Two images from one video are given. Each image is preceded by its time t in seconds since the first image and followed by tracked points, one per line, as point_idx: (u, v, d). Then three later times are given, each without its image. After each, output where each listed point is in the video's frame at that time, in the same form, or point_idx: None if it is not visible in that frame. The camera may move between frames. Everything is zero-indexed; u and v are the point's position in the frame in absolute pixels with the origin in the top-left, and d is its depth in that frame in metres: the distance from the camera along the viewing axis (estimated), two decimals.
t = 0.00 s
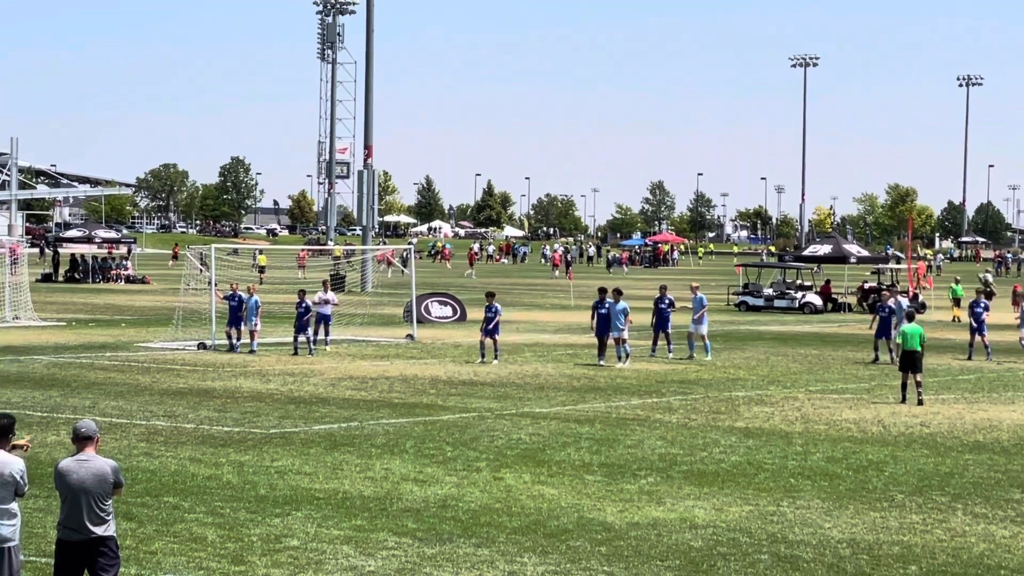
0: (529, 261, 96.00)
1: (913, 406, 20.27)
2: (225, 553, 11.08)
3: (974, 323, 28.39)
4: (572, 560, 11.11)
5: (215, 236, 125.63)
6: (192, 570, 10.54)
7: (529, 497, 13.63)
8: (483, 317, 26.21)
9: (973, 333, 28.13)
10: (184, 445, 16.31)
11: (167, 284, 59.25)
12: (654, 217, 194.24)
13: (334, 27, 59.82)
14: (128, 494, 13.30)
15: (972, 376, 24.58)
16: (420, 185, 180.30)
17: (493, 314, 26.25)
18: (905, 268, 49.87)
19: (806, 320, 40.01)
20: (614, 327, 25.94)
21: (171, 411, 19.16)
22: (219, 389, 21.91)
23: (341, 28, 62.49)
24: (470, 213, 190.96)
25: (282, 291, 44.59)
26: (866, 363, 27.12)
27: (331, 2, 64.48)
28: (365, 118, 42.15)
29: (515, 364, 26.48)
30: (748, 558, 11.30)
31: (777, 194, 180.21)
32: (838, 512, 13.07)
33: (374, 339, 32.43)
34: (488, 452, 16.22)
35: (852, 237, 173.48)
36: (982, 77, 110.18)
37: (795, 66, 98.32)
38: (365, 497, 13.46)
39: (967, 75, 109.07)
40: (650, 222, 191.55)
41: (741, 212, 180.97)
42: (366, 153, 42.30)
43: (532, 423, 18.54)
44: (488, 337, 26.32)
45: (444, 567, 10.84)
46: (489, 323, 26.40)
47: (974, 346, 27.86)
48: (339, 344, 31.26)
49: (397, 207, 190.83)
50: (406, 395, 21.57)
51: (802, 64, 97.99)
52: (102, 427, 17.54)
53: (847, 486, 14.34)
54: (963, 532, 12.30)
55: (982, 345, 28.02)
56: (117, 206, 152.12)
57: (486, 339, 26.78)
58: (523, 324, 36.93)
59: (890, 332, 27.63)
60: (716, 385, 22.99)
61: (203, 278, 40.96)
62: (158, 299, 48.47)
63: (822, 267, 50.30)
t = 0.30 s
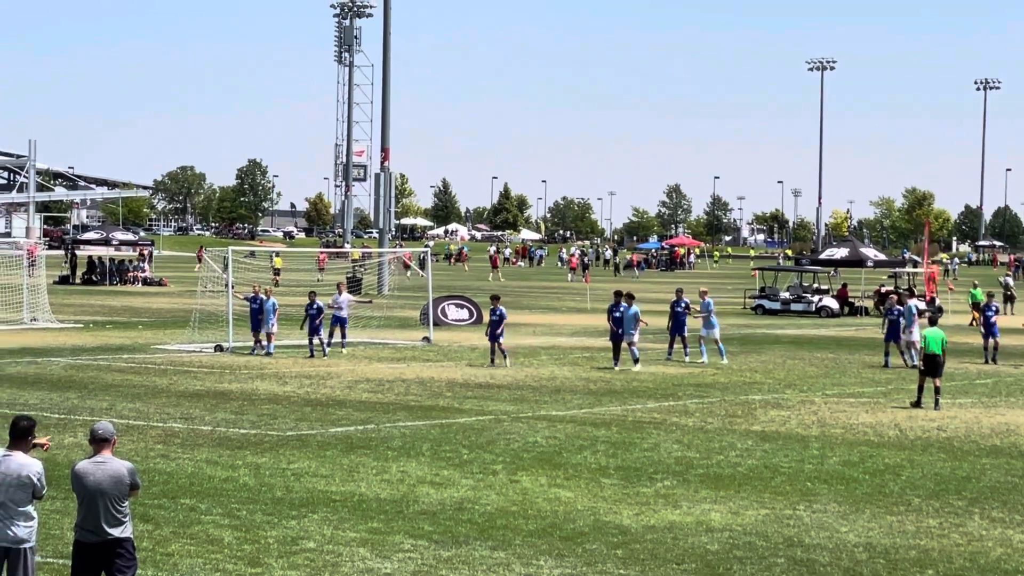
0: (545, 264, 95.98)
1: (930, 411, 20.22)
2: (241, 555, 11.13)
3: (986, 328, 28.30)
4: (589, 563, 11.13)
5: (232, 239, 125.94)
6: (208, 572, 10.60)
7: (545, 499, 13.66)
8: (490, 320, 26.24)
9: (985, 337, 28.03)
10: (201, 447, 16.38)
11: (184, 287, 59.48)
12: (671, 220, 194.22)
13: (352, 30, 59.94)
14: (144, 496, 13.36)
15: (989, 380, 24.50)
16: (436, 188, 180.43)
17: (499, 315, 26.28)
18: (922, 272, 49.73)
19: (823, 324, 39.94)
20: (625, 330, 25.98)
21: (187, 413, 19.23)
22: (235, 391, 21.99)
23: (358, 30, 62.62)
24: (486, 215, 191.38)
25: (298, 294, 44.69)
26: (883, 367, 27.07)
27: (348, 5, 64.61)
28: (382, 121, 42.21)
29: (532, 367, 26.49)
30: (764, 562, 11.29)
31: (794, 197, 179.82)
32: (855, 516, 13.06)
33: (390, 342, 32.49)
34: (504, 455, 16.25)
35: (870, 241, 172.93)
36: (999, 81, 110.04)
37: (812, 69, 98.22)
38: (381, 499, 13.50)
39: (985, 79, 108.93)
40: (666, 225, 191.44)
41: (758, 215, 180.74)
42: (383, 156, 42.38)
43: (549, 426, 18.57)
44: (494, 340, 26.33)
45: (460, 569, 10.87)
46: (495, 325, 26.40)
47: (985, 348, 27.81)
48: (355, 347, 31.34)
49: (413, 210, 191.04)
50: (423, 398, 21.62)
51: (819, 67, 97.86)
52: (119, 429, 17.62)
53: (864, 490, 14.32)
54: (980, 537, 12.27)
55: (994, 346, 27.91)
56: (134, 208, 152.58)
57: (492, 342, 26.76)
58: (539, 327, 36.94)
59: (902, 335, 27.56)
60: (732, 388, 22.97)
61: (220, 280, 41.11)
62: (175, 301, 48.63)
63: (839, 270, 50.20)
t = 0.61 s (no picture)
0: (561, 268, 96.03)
1: (947, 415, 20.18)
2: (258, 559, 11.19)
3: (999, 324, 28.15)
4: (605, 567, 11.15)
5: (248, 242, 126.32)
6: None
7: (562, 503, 13.68)
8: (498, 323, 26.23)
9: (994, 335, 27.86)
10: (217, 451, 16.45)
11: (200, 290, 59.66)
12: (687, 224, 194.18)
13: (368, 33, 60.07)
14: (161, 499, 13.43)
15: (1006, 384, 24.45)
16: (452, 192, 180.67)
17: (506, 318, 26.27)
18: (938, 276, 49.64)
19: (839, 328, 39.88)
20: (633, 336, 25.90)
21: (203, 416, 19.31)
22: (251, 395, 22.07)
23: (374, 34, 62.75)
24: (502, 219, 191.60)
25: (315, 297, 44.81)
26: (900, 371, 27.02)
27: (364, 9, 64.74)
28: (398, 124, 42.30)
29: (548, 371, 26.51)
30: (781, 566, 11.30)
31: (810, 201, 179.43)
32: (871, 520, 13.05)
33: (406, 346, 32.57)
34: (520, 458, 16.29)
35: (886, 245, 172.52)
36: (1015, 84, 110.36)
37: (827, 73, 98.25)
38: (397, 503, 13.55)
39: (1002, 83, 109.07)
40: (682, 228, 191.38)
41: (774, 219, 180.57)
42: (399, 160, 42.48)
43: (565, 430, 18.59)
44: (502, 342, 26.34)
45: (476, 573, 10.91)
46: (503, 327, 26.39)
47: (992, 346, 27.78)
48: (372, 351, 31.43)
49: (429, 214, 191.26)
50: (438, 401, 21.69)
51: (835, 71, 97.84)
52: (136, 432, 17.70)
53: (880, 494, 14.32)
54: (997, 541, 12.26)
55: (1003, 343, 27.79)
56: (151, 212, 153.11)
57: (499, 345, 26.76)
58: (555, 331, 36.98)
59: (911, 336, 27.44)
60: (748, 392, 22.96)
61: (236, 284, 41.24)
62: (191, 304, 48.78)
63: (855, 273, 50.11)
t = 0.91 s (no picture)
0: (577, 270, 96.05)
1: (965, 417, 20.10)
2: (273, 561, 11.22)
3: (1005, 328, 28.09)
4: (621, 570, 11.16)
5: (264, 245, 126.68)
6: None
7: (578, 506, 13.69)
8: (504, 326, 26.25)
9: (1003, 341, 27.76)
10: (233, 453, 16.52)
11: (216, 293, 59.83)
12: (703, 226, 193.99)
13: (384, 36, 60.16)
14: (177, 502, 13.48)
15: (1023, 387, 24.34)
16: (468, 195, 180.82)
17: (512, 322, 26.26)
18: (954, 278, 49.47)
19: (855, 330, 39.79)
20: (637, 341, 25.94)
21: (219, 419, 19.38)
22: (267, 398, 22.14)
23: (389, 36, 62.83)
24: (518, 221, 191.73)
25: (331, 299, 44.92)
26: (917, 373, 26.95)
27: (380, 12, 64.85)
28: (414, 127, 42.36)
29: (565, 373, 26.51)
30: (798, 568, 11.30)
31: (826, 203, 178.99)
32: (888, 523, 13.03)
33: (422, 348, 32.62)
34: (536, 461, 16.30)
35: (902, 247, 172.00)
36: None
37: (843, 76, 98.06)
38: (413, 505, 13.57)
39: (1019, 86, 108.66)
40: (698, 231, 191.20)
41: (791, 221, 180.29)
42: (416, 162, 42.56)
43: (581, 432, 18.59)
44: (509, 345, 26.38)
45: None
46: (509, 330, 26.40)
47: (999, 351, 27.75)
48: (386, 353, 31.46)
49: (445, 217, 191.49)
50: (454, 403, 21.72)
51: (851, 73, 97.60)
52: (152, 435, 17.77)
53: (897, 497, 14.28)
54: (1014, 543, 12.23)
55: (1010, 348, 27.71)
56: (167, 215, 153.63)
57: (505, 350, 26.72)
58: (570, 333, 36.99)
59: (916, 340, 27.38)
60: (766, 394, 22.91)
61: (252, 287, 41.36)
62: (207, 307, 48.92)
63: (871, 276, 49.98)
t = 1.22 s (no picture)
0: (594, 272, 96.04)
1: (982, 419, 20.07)
2: (291, 564, 11.29)
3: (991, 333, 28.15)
4: (638, 572, 11.20)
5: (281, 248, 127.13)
6: None
7: (595, 508, 13.72)
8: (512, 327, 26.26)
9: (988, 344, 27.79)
10: (251, 456, 16.60)
11: (233, 296, 60.05)
12: (720, 229, 193.70)
13: (401, 39, 60.30)
14: (195, 505, 13.56)
15: None
16: (485, 198, 180.98)
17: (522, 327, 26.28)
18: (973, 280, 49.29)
19: (873, 332, 39.70)
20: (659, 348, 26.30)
21: (237, 422, 19.48)
22: (284, 400, 22.23)
23: (406, 39, 62.97)
24: (535, 223, 191.77)
25: (348, 302, 45.05)
26: (935, 374, 26.90)
27: (397, 14, 65.00)
28: (431, 130, 42.45)
29: (582, 376, 26.54)
30: (814, 571, 11.31)
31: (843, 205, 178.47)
32: (905, 525, 13.03)
33: (439, 351, 32.70)
34: (554, 463, 16.33)
35: (920, 249, 171.46)
36: None
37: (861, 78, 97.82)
38: (431, 508, 13.62)
39: None
40: (715, 233, 190.92)
41: (808, 223, 179.87)
42: (433, 165, 42.64)
43: (598, 435, 18.63)
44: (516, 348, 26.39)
45: None
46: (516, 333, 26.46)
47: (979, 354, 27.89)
48: (402, 356, 31.52)
49: (461, 219, 191.73)
50: (471, 406, 21.77)
51: (868, 74, 97.31)
52: (169, 438, 17.88)
53: (914, 499, 14.28)
54: None
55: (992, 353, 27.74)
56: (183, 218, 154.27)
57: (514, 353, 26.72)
58: (587, 336, 37.00)
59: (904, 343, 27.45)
60: (782, 396, 22.91)
61: (269, 290, 41.49)
62: (225, 310, 49.08)
63: (888, 277, 49.87)
